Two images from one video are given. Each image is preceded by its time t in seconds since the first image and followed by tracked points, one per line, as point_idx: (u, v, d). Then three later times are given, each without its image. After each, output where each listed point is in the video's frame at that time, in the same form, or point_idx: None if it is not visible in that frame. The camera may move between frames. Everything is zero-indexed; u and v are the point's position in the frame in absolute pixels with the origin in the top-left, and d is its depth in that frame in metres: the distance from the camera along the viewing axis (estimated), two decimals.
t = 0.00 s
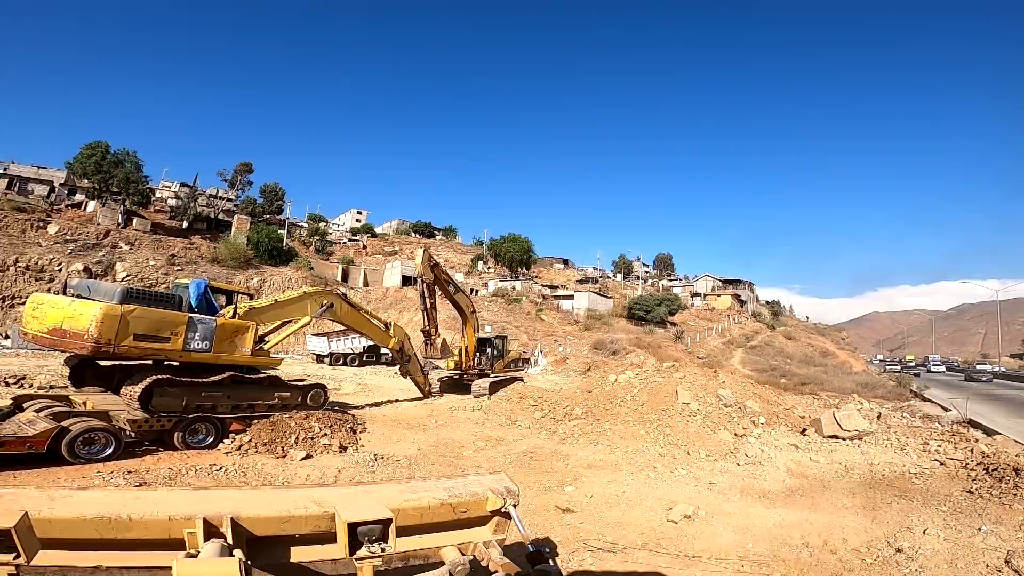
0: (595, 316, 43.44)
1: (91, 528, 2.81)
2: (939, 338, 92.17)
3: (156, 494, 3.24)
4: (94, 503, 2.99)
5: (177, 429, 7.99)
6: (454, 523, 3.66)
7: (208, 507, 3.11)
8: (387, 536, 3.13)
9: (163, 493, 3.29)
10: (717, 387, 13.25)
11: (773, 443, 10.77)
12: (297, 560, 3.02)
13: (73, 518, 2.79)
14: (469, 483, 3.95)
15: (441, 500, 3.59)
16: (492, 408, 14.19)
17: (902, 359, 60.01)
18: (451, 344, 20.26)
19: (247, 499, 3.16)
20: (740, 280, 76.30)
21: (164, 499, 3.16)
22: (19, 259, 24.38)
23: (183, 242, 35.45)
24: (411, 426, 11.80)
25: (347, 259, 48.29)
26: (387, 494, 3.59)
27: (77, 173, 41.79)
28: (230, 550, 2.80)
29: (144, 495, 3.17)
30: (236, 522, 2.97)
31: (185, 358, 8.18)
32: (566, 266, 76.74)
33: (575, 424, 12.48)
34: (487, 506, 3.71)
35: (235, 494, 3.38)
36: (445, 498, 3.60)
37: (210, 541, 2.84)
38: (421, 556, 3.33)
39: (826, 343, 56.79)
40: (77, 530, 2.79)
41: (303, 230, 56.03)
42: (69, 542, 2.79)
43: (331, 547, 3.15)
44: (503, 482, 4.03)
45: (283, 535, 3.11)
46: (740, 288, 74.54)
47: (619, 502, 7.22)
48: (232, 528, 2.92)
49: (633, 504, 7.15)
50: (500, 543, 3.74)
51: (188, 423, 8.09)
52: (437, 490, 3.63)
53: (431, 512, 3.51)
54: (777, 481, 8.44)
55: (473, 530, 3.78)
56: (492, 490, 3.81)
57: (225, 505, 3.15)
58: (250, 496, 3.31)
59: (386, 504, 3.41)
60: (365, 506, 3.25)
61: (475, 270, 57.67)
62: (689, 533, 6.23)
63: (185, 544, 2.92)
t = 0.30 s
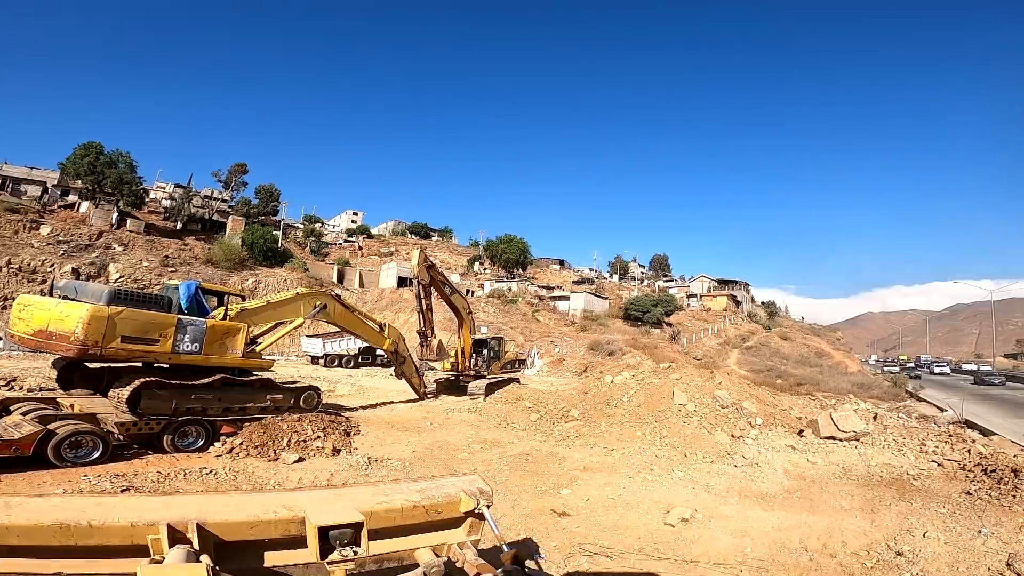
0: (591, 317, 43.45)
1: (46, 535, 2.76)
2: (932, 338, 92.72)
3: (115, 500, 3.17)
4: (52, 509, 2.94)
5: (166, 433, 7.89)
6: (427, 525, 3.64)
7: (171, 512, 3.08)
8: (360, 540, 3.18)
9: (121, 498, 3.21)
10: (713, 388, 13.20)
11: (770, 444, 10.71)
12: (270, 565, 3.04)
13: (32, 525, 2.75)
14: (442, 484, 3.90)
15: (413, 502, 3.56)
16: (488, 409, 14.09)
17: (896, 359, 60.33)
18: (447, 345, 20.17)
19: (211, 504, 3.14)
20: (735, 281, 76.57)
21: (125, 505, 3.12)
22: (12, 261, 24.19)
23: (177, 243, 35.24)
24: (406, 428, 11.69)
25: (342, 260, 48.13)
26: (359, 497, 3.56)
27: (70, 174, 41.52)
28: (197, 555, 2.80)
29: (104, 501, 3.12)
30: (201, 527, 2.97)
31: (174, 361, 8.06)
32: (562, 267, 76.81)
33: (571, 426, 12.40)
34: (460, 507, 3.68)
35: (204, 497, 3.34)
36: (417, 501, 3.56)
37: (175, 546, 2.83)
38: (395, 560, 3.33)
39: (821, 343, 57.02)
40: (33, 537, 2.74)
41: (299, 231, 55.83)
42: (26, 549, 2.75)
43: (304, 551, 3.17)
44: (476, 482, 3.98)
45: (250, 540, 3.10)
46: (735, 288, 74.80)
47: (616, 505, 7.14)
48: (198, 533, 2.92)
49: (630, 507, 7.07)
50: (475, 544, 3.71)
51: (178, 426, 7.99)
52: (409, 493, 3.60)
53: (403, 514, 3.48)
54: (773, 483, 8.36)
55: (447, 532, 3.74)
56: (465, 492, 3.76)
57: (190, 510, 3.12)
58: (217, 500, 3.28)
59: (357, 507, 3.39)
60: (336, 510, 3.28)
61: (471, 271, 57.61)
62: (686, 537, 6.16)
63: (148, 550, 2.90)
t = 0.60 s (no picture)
0: (591, 319, 43.29)
1: (24, 537, 3.06)
2: (932, 339, 92.53)
3: (93, 503, 3.55)
4: (30, 512, 3.25)
5: (160, 437, 7.73)
6: (413, 527, 4.11)
7: (145, 516, 3.43)
8: (338, 541, 3.61)
9: (95, 501, 3.59)
10: (715, 390, 13.09)
11: (773, 447, 10.60)
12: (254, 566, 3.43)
13: (9, 527, 3.04)
14: (425, 489, 4.43)
15: (398, 505, 4.04)
16: (488, 412, 13.96)
17: (898, 361, 60.10)
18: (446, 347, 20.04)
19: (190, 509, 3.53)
20: (735, 283, 76.43)
21: (97, 509, 3.45)
22: (9, 264, 24.06)
23: (175, 246, 35.10)
24: (405, 431, 11.56)
25: (341, 262, 47.92)
26: (344, 502, 4.02)
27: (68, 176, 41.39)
28: (173, 557, 3.11)
29: (79, 504, 3.48)
30: (179, 529, 3.32)
31: (169, 363, 7.94)
32: (561, 269, 76.64)
33: (572, 428, 12.28)
34: (444, 509, 4.19)
35: (180, 503, 3.78)
36: (401, 503, 4.04)
37: (152, 549, 3.15)
38: (378, 562, 3.71)
39: (822, 344, 56.83)
40: (10, 538, 3.02)
41: (298, 233, 55.65)
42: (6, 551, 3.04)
43: (287, 552, 3.59)
44: (459, 487, 4.52)
45: (232, 541, 3.50)
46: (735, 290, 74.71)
47: (618, 510, 7.02)
48: (175, 536, 3.26)
49: (633, 512, 6.96)
50: (458, 545, 4.17)
51: (172, 430, 7.84)
52: (393, 497, 4.08)
53: (388, 515, 3.95)
54: (777, 486, 8.24)
55: (432, 535, 4.22)
56: (449, 495, 4.29)
57: (167, 515, 3.49)
58: (193, 507, 3.66)
59: (342, 511, 3.84)
60: (318, 513, 3.71)
61: (470, 273, 57.42)
62: (691, 541, 6.05)
63: (124, 552, 3.23)
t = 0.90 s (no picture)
0: (596, 319, 43.11)
1: None
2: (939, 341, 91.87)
3: (72, 503, 3.47)
4: (7, 511, 3.18)
5: (160, 437, 7.64)
6: (398, 528, 4.03)
7: (126, 515, 3.36)
8: (325, 541, 3.56)
9: (75, 502, 3.51)
10: (723, 392, 12.90)
11: (783, 449, 10.42)
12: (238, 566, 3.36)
13: None
14: (412, 489, 4.34)
15: (384, 505, 3.95)
16: (492, 413, 13.83)
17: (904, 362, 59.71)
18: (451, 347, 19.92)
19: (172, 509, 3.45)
20: (740, 283, 76.07)
21: (77, 508, 3.38)
22: (15, 262, 24.13)
23: (180, 245, 35.16)
24: (409, 432, 11.44)
25: (346, 262, 47.92)
26: (329, 503, 3.93)
27: (75, 176, 41.53)
28: (155, 557, 3.06)
29: (58, 504, 3.40)
30: (159, 529, 3.25)
31: (169, 363, 7.86)
32: (566, 269, 76.45)
33: (577, 430, 12.13)
34: (431, 509, 4.09)
35: (161, 502, 3.69)
36: (387, 504, 3.96)
37: (133, 549, 3.09)
38: (364, 562, 3.63)
39: (828, 345, 56.46)
40: None
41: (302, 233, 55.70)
42: None
43: (269, 553, 3.51)
44: (446, 487, 4.43)
45: (213, 542, 3.42)
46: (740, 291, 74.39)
47: (627, 514, 6.88)
48: (157, 536, 3.20)
49: (642, 516, 6.81)
50: (445, 546, 4.07)
51: (173, 430, 7.76)
52: (379, 497, 4.00)
53: (373, 516, 3.86)
54: (789, 490, 8.05)
55: (419, 535, 4.14)
56: (436, 495, 4.20)
57: (147, 515, 3.41)
58: (175, 506, 3.58)
59: (326, 511, 3.76)
60: (301, 513, 3.63)
61: (474, 273, 57.34)
62: (702, 547, 5.91)
63: (102, 552, 3.17)
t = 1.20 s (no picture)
0: (604, 320, 42.85)
1: None
2: (951, 343, 90.67)
3: (53, 501, 3.35)
4: None
5: (165, 438, 7.53)
6: (388, 527, 3.90)
7: (109, 514, 3.24)
8: (312, 541, 3.44)
9: (56, 500, 3.38)
10: (735, 394, 12.67)
11: (798, 453, 10.18)
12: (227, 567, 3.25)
13: None
14: (401, 487, 4.20)
15: (374, 504, 3.82)
16: (500, 415, 13.67)
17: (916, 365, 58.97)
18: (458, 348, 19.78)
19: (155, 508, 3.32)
20: (748, 285, 75.50)
21: (58, 507, 3.26)
22: (26, 262, 24.29)
23: (189, 245, 35.31)
24: (416, 434, 11.31)
25: (354, 262, 47.96)
26: (318, 502, 3.80)
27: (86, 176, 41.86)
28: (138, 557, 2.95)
29: (38, 502, 3.28)
30: (144, 528, 3.14)
31: (175, 363, 7.77)
32: (573, 270, 76.17)
33: (587, 432, 11.94)
34: (421, 509, 3.96)
35: (145, 501, 3.56)
36: (377, 503, 3.83)
37: (115, 549, 2.98)
38: (354, 562, 3.52)
39: (839, 347, 55.85)
40: None
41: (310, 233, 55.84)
42: None
43: (256, 554, 3.39)
44: (436, 486, 4.29)
45: (198, 542, 3.30)
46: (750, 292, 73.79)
47: (640, 520, 6.68)
48: (140, 535, 3.09)
49: (656, 522, 6.63)
50: (434, 546, 3.95)
51: (178, 431, 7.64)
52: (368, 496, 3.86)
53: (362, 516, 3.73)
54: (808, 494, 7.81)
55: (408, 535, 4.00)
56: (426, 494, 4.07)
57: (130, 513, 3.28)
58: (158, 505, 3.45)
59: (314, 510, 3.62)
60: (290, 512, 3.50)
61: (482, 274, 57.24)
62: (720, 554, 5.72)
63: (85, 552, 3.06)
